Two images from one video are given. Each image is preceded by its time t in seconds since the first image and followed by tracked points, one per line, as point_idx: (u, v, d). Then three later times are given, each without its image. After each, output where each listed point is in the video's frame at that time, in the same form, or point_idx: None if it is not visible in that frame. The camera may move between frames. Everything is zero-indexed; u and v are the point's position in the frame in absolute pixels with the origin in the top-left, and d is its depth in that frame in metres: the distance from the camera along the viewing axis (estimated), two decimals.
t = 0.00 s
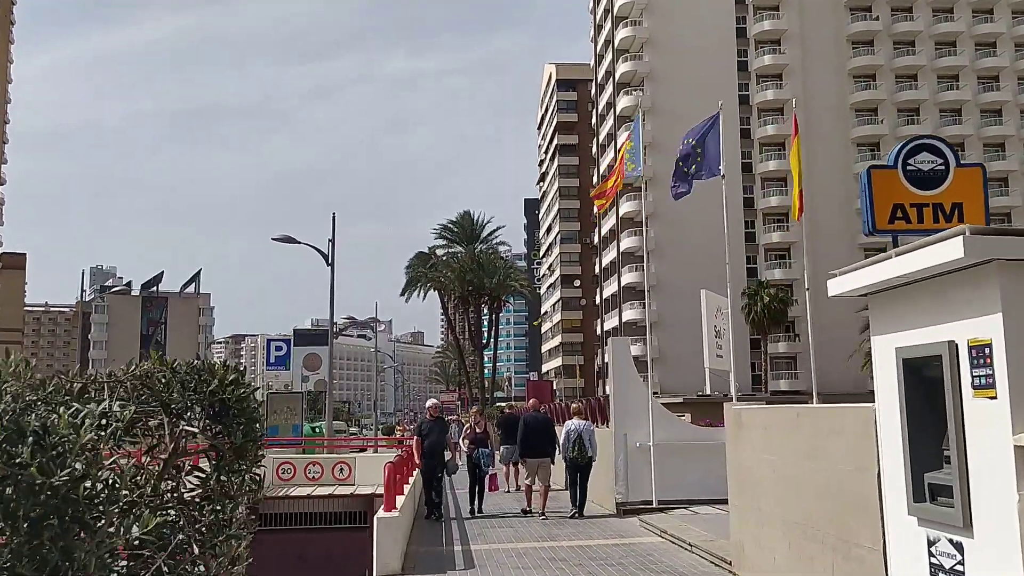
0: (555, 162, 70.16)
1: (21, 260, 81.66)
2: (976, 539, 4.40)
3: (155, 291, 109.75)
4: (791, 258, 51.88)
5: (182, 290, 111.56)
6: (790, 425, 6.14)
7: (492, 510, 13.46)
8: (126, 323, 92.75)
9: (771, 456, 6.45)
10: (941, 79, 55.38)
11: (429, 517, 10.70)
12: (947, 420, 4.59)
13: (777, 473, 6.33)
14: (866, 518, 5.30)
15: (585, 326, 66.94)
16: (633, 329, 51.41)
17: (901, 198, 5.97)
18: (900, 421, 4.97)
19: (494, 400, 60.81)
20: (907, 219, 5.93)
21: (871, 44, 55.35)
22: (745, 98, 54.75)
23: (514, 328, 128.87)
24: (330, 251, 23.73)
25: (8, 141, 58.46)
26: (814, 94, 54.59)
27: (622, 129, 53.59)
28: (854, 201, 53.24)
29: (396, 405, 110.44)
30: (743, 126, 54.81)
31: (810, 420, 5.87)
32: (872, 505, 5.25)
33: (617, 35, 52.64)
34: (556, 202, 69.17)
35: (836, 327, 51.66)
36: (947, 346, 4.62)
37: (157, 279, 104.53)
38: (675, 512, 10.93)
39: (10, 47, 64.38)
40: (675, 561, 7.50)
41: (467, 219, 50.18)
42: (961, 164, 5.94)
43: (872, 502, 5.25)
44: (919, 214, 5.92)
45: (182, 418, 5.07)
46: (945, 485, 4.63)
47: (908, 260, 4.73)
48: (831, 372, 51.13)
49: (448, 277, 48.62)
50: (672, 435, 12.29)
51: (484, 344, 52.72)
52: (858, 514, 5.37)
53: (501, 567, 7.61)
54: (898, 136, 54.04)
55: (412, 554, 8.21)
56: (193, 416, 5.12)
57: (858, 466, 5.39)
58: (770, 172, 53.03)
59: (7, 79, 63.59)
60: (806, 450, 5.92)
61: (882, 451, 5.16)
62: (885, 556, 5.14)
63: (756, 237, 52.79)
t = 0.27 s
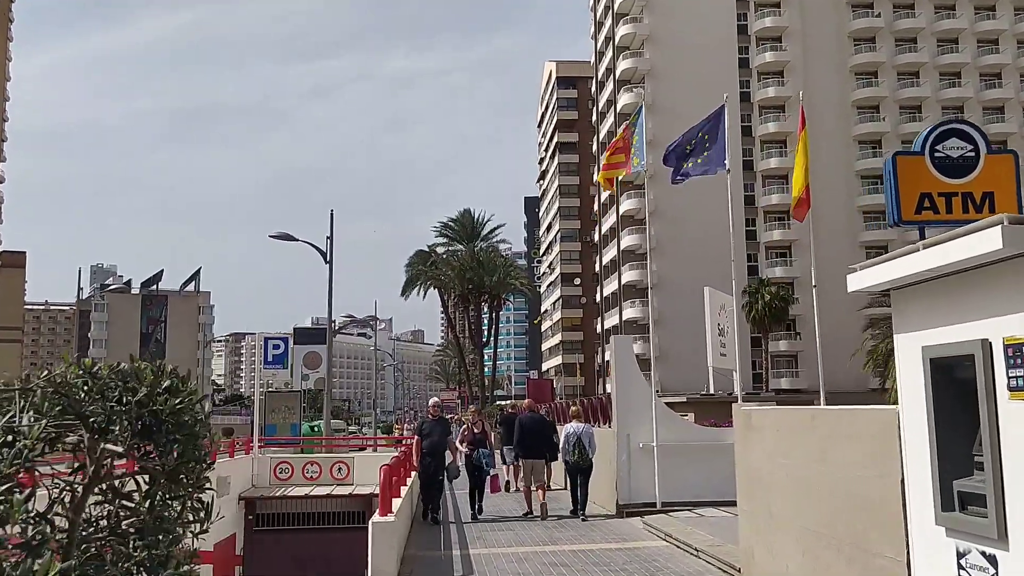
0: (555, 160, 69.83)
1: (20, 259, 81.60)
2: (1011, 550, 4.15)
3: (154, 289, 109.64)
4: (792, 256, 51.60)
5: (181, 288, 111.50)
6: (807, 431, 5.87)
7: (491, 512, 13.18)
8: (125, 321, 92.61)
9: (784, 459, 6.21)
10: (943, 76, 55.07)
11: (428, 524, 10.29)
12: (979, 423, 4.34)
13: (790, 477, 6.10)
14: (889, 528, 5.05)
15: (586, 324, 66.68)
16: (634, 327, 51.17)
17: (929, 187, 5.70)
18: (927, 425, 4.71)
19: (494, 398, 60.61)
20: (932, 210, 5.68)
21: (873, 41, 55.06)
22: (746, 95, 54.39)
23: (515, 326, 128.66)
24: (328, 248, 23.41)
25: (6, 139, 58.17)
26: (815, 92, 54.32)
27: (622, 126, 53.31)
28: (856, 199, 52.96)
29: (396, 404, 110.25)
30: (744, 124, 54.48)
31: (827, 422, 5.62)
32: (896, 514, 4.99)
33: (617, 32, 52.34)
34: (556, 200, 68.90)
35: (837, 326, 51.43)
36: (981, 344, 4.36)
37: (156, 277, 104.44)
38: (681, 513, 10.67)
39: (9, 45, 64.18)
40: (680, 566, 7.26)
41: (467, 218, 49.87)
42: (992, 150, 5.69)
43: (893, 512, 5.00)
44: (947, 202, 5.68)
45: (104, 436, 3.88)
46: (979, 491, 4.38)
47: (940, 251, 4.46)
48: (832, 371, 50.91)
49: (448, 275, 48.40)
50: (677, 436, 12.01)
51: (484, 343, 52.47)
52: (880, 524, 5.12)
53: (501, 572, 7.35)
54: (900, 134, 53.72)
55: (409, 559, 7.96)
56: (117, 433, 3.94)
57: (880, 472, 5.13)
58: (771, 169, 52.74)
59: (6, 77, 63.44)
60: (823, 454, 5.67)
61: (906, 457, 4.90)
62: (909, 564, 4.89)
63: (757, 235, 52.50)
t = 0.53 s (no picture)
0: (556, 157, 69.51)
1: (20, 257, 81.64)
2: None
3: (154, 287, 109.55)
4: (794, 253, 51.30)
5: (181, 285, 111.35)
6: (823, 426, 5.57)
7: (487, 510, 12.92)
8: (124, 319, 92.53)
9: (797, 454, 5.92)
10: (945, 72, 54.72)
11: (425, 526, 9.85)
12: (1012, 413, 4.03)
13: (805, 472, 5.81)
14: (913, 530, 4.75)
15: (586, 322, 66.38)
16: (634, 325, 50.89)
17: (959, 160, 5.77)
18: (956, 416, 4.40)
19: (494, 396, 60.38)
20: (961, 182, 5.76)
21: (874, 37, 54.68)
22: (747, 92, 54.04)
23: (515, 324, 128.38)
24: (325, 243, 23.10)
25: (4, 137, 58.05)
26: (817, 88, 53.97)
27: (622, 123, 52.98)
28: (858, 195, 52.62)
29: (396, 402, 110.02)
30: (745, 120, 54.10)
31: (844, 417, 5.32)
32: (923, 518, 4.67)
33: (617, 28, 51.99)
34: (556, 198, 68.58)
35: (839, 323, 51.14)
36: (1015, 329, 4.03)
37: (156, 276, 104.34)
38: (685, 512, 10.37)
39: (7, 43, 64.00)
40: (684, 568, 6.95)
41: (467, 214, 49.81)
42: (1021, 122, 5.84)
43: (919, 513, 4.69)
44: (976, 176, 5.76)
45: None
46: (1011, 488, 4.08)
47: (971, 228, 4.15)
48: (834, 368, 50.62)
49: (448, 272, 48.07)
50: (680, 432, 11.71)
51: (483, 341, 52.17)
52: (903, 526, 4.82)
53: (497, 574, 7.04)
54: (902, 130, 53.33)
55: (403, 560, 7.65)
56: None
57: (903, 470, 4.81)
58: (772, 166, 52.39)
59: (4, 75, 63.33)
60: (840, 450, 5.37)
61: (932, 456, 4.59)
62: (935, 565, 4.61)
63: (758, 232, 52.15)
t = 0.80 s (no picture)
0: (556, 156, 69.28)
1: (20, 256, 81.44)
2: None
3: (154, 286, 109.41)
4: (795, 252, 51.10)
5: (181, 284, 111.19)
6: (841, 432, 5.45)
7: (486, 514, 12.71)
8: (124, 318, 92.43)
9: (815, 461, 5.79)
10: (947, 70, 54.51)
11: (425, 535, 9.45)
12: None
13: (823, 480, 5.68)
14: (941, 540, 4.58)
15: (586, 321, 66.19)
16: (635, 323, 50.73)
17: (995, 150, 5.54)
18: (991, 424, 4.27)
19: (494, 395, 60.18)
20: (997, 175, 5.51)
21: (875, 35, 54.49)
22: (748, 90, 53.82)
23: (515, 322, 128.17)
24: (324, 242, 22.89)
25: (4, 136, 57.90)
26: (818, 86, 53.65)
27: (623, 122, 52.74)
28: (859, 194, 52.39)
29: (396, 401, 109.85)
30: (747, 118, 53.86)
31: (864, 423, 5.21)
32: (952, 528, 4.50)
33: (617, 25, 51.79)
34: (556, 196, 68.40)
35: (841, 322, 50.94)
36: None
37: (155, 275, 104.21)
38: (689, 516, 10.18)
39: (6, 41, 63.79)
40: None
41: (467, 213, 49.69)
42: None
43: (947, 523, 4.53)
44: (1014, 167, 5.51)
45: None
46: None
47: (1001, 228, 4.07)
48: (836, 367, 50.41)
49: (448, 271, 47.85)
50: (684, 435, 11.51)
51: (484, 340, 51.95)
52: (928, 536, 4.67)
53: None
54: (904, 128, 53.10)
55: (401, 566, 7.49)
56: None
57: (929, 477, 4.66)
58: (773, 164, 52.19)
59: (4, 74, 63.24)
60: (860, 457, 5.24)
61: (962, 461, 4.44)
62: None
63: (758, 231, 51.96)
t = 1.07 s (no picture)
0: (556, 153, 68.98)
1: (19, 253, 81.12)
2: None
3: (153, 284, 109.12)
4: (796, 249, 50.84)
5: (181, 282, 110.91)
6: (864, 432, 5.32)
7: (483, 512, 12.41)
8: (123, 316, 92.18)
9: (835, 463, 5.66)
10: (949, 67, 54.22)
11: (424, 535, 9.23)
12: None
13: (845, 481, 5.54)
14: (974, 548, 4.40)
15: (587, 319, 65.93)
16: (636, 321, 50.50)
17: None
18: None
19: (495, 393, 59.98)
20: None
21: (877, 31, 54.20)
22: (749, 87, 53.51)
23: (515, 320, 127.94)
24: (323, 238, 22.60)
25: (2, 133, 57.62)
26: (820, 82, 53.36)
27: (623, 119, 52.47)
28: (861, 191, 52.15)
29: (396, 399, 109.57)
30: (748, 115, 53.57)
31: (888, 423, 5.08)
32: (987, 536, 4.31)
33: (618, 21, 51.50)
34: (557, 194, 68.12)
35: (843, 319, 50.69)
36: None
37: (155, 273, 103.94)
38: (693, 518, 9.93)
39: (5, 37, 63.44)
40: None
41: (468, 210, 49.45)
42: None
43: (981, 531, 4.35)
44: None
45: None
46: None
47: None
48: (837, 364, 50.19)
49: (448, 268, 47.60)
50: (689, 434, 11.27)
51: (484, 337, 51.67)
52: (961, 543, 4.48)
53: None
54: (905, 125, 52.82)
55: (399, 570, 7.24)
56: None
57: (959, 480, 4.51)
58: (775, 161, 51.91)
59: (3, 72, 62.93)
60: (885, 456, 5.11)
61: (998, 463, 4.26)
62: None
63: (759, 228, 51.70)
